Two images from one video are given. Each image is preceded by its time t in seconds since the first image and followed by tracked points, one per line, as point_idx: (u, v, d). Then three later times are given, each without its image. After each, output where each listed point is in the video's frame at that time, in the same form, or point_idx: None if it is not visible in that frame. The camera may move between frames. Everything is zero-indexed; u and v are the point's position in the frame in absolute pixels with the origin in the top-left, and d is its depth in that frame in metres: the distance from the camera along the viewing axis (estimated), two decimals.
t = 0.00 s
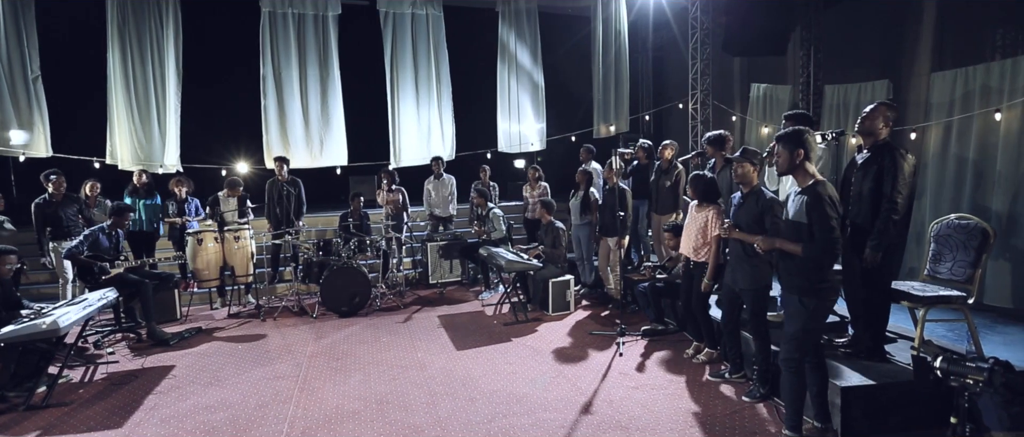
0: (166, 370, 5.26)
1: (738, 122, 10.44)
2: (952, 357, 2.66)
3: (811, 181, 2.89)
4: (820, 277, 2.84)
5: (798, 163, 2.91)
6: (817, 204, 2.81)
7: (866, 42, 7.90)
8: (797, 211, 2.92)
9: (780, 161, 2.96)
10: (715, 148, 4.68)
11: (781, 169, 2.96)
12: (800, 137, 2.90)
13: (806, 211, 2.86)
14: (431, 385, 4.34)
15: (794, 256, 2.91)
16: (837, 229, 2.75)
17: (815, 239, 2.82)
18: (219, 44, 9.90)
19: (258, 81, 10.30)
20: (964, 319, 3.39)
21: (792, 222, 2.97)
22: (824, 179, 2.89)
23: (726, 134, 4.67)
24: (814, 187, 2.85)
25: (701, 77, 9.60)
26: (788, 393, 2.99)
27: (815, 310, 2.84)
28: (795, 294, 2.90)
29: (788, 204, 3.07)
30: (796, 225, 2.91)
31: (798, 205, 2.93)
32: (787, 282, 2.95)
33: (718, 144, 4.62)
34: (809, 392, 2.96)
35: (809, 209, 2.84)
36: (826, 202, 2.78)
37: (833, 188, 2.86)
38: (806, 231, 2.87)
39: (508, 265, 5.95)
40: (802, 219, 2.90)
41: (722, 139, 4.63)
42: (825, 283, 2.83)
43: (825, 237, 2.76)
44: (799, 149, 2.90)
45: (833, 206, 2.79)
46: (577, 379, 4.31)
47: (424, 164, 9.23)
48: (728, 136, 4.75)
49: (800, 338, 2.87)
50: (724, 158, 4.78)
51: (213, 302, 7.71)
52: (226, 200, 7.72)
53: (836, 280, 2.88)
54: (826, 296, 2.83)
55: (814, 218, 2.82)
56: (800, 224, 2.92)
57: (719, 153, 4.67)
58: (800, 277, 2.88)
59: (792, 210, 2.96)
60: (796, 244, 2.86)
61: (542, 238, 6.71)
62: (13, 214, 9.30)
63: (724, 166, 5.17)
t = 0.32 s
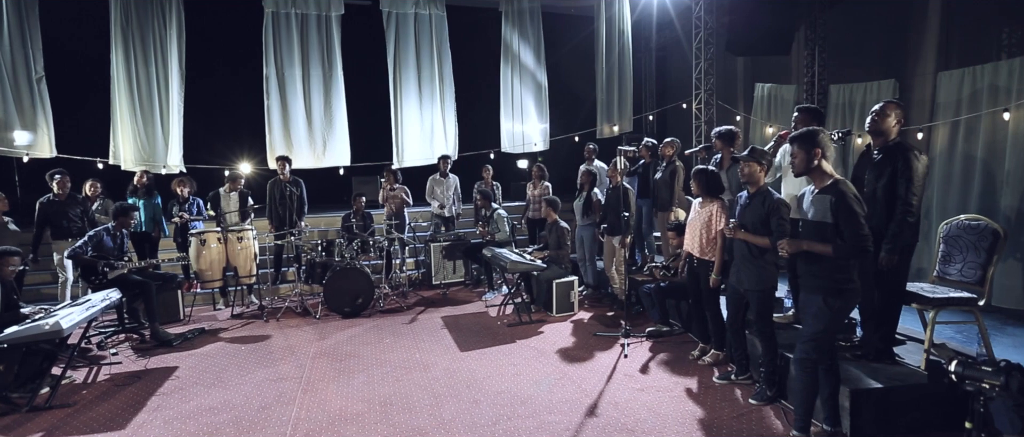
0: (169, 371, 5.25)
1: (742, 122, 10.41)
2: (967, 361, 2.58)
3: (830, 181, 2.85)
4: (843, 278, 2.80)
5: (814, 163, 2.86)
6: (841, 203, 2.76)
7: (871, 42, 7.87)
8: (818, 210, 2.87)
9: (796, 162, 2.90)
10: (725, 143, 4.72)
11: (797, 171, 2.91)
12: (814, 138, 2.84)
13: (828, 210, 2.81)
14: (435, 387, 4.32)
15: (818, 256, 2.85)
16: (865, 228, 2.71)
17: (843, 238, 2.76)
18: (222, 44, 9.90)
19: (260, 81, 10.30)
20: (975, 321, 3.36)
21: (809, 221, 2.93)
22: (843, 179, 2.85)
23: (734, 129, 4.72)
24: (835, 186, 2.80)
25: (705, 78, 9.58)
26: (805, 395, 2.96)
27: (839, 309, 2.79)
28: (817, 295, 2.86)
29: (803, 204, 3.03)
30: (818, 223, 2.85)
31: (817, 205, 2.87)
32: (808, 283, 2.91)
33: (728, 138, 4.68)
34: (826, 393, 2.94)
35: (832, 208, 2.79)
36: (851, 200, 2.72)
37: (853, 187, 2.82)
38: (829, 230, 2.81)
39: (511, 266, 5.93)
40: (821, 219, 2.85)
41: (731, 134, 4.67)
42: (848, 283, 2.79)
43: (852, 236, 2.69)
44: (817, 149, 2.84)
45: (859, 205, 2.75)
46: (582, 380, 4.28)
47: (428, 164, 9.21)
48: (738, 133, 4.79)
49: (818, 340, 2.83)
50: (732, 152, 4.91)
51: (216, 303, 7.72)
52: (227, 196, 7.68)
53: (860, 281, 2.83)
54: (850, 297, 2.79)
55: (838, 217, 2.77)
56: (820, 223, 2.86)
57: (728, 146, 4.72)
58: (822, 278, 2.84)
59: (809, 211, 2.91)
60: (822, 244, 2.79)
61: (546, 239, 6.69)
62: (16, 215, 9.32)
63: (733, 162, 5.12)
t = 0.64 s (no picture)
0: (175, 372, 5.23)
1: (749, 122, 10.33)
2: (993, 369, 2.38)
3: (853, 183, 2.79)
4: (863, 283, 2.76)
5: (838, 164, 2.79)
6: (864, 207, 2.69)
7: (881, 41, 7.79)
8: (840, 213, 2.81)
9: (818, 161, 2.84)
10: (742, 146, 4.66)
11: (819, 171, 2.84)
12: (840, 137, 2.76)
13: (851, 213, 2.75)
14: (442, 390, 4.27)
15: (839, 260, 2.80)
16: (888, 233, 2.65)
17: (863, 242, 2.70)
18: (227, 44, 9.89)
19: (265, 81, 10.28)
20: (994, 325, 3.29)
21: (830, 224, 2.87)
22: (866, 181, 2.78)
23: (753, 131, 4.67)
24: (859, 189, 2.74)
25: (712, 77, 9.50)
26: (820, 401, 2.92)
27: (857, 314, 2.76)
28: (839, 300, 2.82)
29: (823, 205, 2.98)
30: (839, 226, 2.80)
31: (839, 207, 2.81)
32: (828, 288, 2.88)
33: (745, 141, 4.62)
34: (843, 400, 2.90)
35: (854, 212, 2.73)
36: (875, 204, 2.67)
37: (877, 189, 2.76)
38: (851, 233, 2.76)
39: (518, 268, 5.89)
40: (843, 222, 2.79)
41: (748, 136, 4.60)
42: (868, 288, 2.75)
43: (874, 240, 2.65)
44: (842, 149, 2.77)
45: (882, 208, 2.69)
46: (590, 384, 4.23)
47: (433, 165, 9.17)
48: (757, 135, 4.71)
49: (839, 346, 2.83)
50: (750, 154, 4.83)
51: (221, 303, 7.71)
52: (227, 198, 7.74)
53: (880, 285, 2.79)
54: (871, 302, 2.77)
55: (860, 220, 2.71)
56: (840, 226, 2.80)
57: (746, 150, 4.66)
58: (842, 283, 2.80)
59: (831, 213, 2.86)
60: (843, 248, 2.74)
61: (552, 240, 6.65)
62: (22, 215, 9.34)
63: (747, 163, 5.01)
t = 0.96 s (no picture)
0: (182, 373, 5.20)
1: (760, 121, 10.19)
2: None
3: (880, 186, 2.71)
4: (889, 289, 2.68)
5: (865, 167, 2.71)
6: (892, 211, 2.61)
7: (898, 39, 7.64)
8: (865, 217, 2.73)
9: (844, 164, 2.76)
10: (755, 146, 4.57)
11: (844, 174, 2.77)
12: (868, 139, 2.69)
13: (877, 218, 2.67)
14: (452, 394, 4.21)
15: (863, 266, 2.73)
16: (916, 240, 2.57)
17: (889, 247, 2.63)
18: (235, 43, 9.87)
19: (273, 80, 10.25)
20: None
21: (854, 228, 2.79)
22: (894, 185, 2.70)
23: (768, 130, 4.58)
24: (886, 193, 2.66)
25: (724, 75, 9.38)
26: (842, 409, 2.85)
27: (883, 321, 2.68)
28: (863, 305, 2.74)
29: (847, 209, 2.90)
30: (864, 231, 2.73)
31: (863, 211, 2.74)
32: (851, 293, 2.81)
33: (761, 141, 4.55)
34: (866, 409, 2.82)
35: (881, 216, 2.65)
36: (903, 209, 2.59)
37: (905, 193, 2.68)
38: (877, 239, 2.68)
39: (527, 269, 5.82)
40: (868, 227, 2.71)
41: (765, 136, 4.54)
42: (894, 295, 2.67)
43: (901, 246, 2.57)
44: (869, 152, 2.70)
45: (910, 212, 2.60)
46: (602, 388, 4.16)
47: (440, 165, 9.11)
48: (772, 136, 4.65)
49: (860, 353, 2.75)
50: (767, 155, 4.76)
51: (229, 303, 7.69)
52: (233, 202, 7.78)
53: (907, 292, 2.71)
54: (897, 308, 2.68)
55: (886, 225, 2.63)
56: (865, 231, 2.73)
57: (761, 150, 4.60)
58: (868, 289, 2.72)
59: (856, 217, 2.78)
60: (868, 254, 2.67)
61: (562, 241, 6.58)
62: (31, 215, 9.37)
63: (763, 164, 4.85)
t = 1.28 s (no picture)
0: (192, 375, 5.16)
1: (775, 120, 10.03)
2: None
3: (914, 187, 2.59)
4: (922, 294, 2.55)
5: (899, 166, 2.60)
6: (925, 213, 2.50)
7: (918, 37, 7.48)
8: (895, 219, 2.61)
9: (877, 163, 2.65)
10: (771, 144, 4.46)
11: (877, 173, 2.66)
12: (905, 137, 2.58)
13: (908, 219, 2.56)
14: (465, 399, 4.14)
15: (893, 268, 2.61)
16: (950, 242, 2.46)
17: (921, 251, 2.52)
18: (243, 42, 9.82)
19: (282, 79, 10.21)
20: None
21: (884, 230, 2.67)
22: (928, 185, 2.59)
23: (785, 127, 4.45)
24: (920, 193, 2.54)
25: (737, 74, 9.25)
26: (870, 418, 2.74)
27: (914, 328, 2.57)
28: (893, 311, 2.63)
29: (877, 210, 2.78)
30: (895, 233, 2.61)
31: (895, 212, 2.62)
32: (881, 298, 2.69)
33: (776, 138, 4.41)
34: (894, 418, 2.71)
35: (914, 218, 2.53)
36: (938, 210, 2.47)
37: (939, 194, 2.56)
38: (908, 242, 2.57)
39: (540, 271, 5.73)
40: (899, 229, 2.59)
41: (781, 133, 4.42)
42: (926, 301, 2.55)
43: (935, 249, 2.46)
44: (904, 151, 2.58)
45: (946, 215, 2.49)
46: (618, 394, 4.07)
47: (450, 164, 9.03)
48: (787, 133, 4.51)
49: (894, 364, 2.66)
50: (780, 156, 4.55)
51: (238, 304, 7.66)
52: (246, 197, 7.59)
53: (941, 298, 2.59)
54: (930, 315, 2.56)
55: (918, 227, 2.52)
56: (894, 233, 2.61)
57: (776, 148, 4.46)
58: (898, 292, 2.60)
59: (886, 218, 2.66)
60: (898, 256, 2.56)
61: (574, 242, 6.49)
62: (43, 214, 9.40)
63: (776, 164, 4.62)
